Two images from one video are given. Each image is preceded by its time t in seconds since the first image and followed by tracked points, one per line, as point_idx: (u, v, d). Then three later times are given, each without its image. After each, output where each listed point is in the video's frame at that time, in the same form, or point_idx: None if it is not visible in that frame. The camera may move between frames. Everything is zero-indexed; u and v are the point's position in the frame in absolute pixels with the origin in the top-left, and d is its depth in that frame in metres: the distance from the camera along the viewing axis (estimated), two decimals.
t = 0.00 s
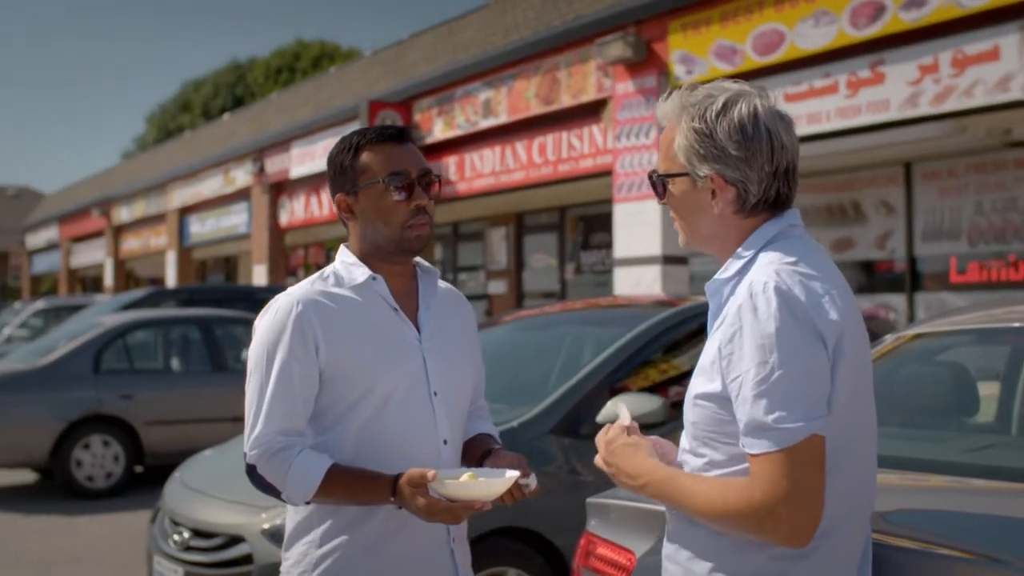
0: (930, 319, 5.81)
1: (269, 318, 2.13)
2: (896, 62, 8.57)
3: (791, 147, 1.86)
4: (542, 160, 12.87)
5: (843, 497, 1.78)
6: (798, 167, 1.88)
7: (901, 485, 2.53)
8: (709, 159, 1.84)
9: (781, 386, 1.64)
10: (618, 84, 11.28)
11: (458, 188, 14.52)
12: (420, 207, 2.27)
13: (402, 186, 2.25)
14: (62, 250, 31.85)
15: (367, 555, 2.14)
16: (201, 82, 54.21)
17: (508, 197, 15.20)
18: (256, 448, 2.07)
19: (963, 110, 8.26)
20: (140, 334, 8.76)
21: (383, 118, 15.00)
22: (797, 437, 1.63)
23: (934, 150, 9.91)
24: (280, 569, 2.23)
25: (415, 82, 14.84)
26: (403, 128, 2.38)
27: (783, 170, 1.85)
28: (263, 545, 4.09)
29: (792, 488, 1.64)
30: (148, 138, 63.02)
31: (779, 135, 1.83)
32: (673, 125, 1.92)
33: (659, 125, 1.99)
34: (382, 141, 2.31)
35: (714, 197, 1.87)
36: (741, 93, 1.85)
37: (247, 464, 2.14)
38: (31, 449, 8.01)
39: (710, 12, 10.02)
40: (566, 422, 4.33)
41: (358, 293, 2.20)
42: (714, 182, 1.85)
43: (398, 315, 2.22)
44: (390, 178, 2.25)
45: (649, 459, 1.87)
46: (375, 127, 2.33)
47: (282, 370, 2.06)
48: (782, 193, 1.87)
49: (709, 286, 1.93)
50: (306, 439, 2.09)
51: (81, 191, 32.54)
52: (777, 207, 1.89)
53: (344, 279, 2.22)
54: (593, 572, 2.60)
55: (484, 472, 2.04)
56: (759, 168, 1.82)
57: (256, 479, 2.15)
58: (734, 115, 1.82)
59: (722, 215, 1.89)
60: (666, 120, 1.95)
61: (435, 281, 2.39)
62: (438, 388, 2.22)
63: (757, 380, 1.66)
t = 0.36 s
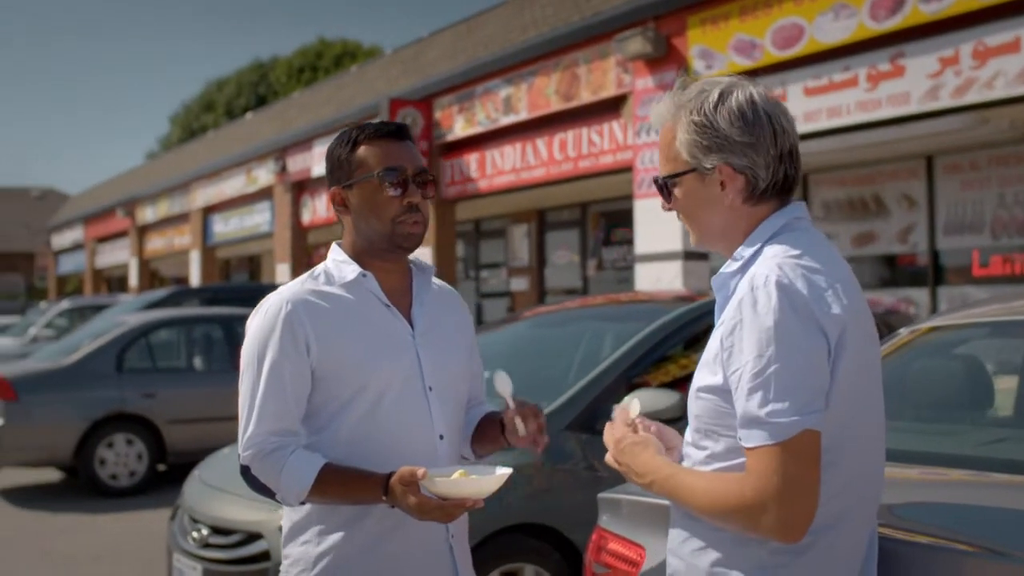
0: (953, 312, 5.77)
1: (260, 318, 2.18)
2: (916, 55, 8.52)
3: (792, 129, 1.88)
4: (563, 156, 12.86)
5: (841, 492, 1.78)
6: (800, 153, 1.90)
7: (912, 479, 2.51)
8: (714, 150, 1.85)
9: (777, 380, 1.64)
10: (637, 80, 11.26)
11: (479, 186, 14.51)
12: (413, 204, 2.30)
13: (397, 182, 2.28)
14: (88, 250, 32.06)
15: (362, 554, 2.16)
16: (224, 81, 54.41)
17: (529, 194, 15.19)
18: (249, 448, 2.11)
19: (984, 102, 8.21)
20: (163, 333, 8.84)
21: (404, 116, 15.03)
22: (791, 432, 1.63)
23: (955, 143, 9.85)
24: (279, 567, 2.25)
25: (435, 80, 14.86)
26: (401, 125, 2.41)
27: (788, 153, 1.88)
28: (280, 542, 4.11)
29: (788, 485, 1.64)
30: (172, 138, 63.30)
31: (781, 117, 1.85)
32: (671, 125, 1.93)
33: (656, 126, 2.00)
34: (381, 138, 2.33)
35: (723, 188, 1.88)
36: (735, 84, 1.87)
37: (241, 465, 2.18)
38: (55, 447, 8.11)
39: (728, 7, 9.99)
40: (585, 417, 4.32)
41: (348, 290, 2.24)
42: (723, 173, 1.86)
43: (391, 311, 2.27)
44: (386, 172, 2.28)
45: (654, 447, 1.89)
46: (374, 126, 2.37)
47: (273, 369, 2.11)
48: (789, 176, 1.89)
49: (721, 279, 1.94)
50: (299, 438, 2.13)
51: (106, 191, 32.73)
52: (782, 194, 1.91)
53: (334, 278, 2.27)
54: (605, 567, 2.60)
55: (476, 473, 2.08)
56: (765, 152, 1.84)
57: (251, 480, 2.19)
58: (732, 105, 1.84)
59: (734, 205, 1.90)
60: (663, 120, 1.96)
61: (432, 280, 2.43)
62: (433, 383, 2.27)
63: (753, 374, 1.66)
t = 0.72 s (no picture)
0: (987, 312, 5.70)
1: (249, 323, 2.40)
2: (949, 53, 8.45)
3: (796, 122, 1.90)
4: (596, 160, 12.82)
5: (833, 495, 1.77)
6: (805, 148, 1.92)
7: (929, 481, 2.48)
8: (729, 146, 1.84)
9: (771, 384, 1.67)
10: (670, 82, 11.22)
11: (513, 190, 14.48)
12: (405, 205, 2.59)
13: (389, 183, 2.57)
14: (129, 257, 32.35)
15: (354, 559, 2.33)
16: (263, 89, 54.72)
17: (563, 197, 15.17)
18: (241, 454, 2.33)
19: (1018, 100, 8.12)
20: (198, 339, 9.19)
21: (438, 121, 15.08)
22: (761, 432, 1.67)
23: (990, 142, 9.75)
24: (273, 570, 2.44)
25: (469, 84, 14.90)
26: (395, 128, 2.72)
27: (796, 145, 1.89)
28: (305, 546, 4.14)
29: (742, 481, 1.68)
30: (211, 145, 63.75)
31: (787, 110, 1.87)
32: (676, 127, 1.92)
33: (656, 135, 1.99)
34: (375, 139, 2.64)
35: (740, 184, 1.87)
36: (733, 82, 1.88)
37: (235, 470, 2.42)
38: (92, 454, 8.40)
39: (760, 8, 9.94)
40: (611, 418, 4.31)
41: (337, 294, 2.49)
42: (739, 168, 1.86)
43: (380, 315, 2.53)
44: (379, 174, 2.58)
45: (568, 485, 1.83)
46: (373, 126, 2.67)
47: (263, 370, 2.33)
48: (800, 168, 1.90)
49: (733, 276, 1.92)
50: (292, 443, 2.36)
51: (146, 199, 33.01)
52: (790, 188, 1.91)
53: (323, 281, 2.54)
54: (621, 570, 2.59)
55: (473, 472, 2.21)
56: (778, 142, 1.85)
57: (245, 484, 2.43)
58: (739, 98, 1.84)
59: (748, 203, 1.90)
60: (664, 126, 1.95)
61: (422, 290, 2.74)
62: (424, 387, 2.52)
63: (743, 371, 1.70)
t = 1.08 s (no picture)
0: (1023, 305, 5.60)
1: (237, 324, 2.51)
2: (982, 45, 8.34)
3: (797, 108, 1.93)
4: (628, 158, 12.75)
5: (829, 493, 1.83)
6: (808, 133, 1.95)
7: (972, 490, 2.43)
8: (728, 134, 1.87)
9: (758, 383, 1.73)
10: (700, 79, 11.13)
11: (546, 189, 14.44)
12: (394, 199, 2.74)
13: (379, 177, 2.72)
14: (166, 262, 32.54)
15: (348, 563, 2.49)
16: (298, 93, 54.92)
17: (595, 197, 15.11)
18: (240, 459, 2.43)
19: None
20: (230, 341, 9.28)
21: (469, 122, 15.06)
22: (742, 432, 1.72)
23: None
24: None
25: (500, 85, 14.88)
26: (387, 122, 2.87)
27: (798, 133, 1.92)
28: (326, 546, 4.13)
29: (712, 486, 1.73)
30: (247, 150, 64.08)
31: (787, 96, 1.90)
32: (674, 117, 1.96)
33: (652, 124, 2.03)
34: (366, 133, 2.78)
35: (743, 173, 1.91)
36: (731, 70, 1.91)
37: (232, 476, 2.49)
38: (124, 458, 8.47)
39: (790, 2, 9.85)
40: (636, 417, 4.28)
41: (322, 292, 2.64)
42: (741, 158, 1.89)
43: (369, 317, 2.67)
44: (368, 167, 2.71)
45: (546, 483, 1.98)
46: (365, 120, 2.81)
47: (253, 364, 2.45)
48: (801, 154, 1.94)
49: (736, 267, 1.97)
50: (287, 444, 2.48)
51: (183, 203, 33.18)
52: (795, 175, 1.95)
53: (314, 279, 2.66)
54: (639, 572, 2.54)
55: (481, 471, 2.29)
56: (779, 129, 1.88)
57: (241, 488, 2.50)
58: (739, 86, 1.87)
59: (750, 193, 1.94)
60: (663, 116, 1.99)
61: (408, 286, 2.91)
62: (410, 393, 2.66)
63: (729, 364, 1.76)
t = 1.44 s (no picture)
0: None
1: (252, 320, 2.45)
2: None
3: (817, 95, 1.89)
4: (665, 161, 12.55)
5: (876, 512, 1.73)
6: (827, 119, 1.90)
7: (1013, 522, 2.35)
8: (741, 125, 1.82)
9: (790, 400, 1.61)
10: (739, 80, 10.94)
11: (582, 193, 14.26)
12: (411, 194, 2.64)
13: (396, 172, 2.62)
14: (205, 266, 32.64)
15: (367, 566, 2.51)
16: (339, 97, 55.03)
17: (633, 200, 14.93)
18: (260, 463, 2.35)
19: None
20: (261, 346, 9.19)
21: (505, 125, 14.93)
22: (771, 456, 1.61)
23: None
24: None
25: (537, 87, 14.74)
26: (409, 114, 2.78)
27: (818, 119, 1.88)
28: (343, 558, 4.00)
29: (749, 518, 1.63)
30: (288, 154, 64.29)
31: (803, 81, 1.86)
32: (682, 109, 1.92)
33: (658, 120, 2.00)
34: (385, 123, 2.70)
35: (758, 167, 1.86)
36: (743, 53, 1.87)
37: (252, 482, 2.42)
38: (154, 463, 8.39)
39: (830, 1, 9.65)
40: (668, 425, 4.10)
41: (342, 288, 2.60)
42: (755, 149, 1.84)
43: (390, 315, 2.63)
44: (384, 161, 2.63)
45: (580, 482, 1.98)
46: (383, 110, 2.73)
47: (266, 358, 2.40)
48: (822, 145, 1.89)
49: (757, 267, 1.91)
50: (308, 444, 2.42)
51: (222, 207, 33.27)
52: (817, 167, 1.90)
53: (331, 274, 2.62)
54: None
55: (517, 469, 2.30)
56: (796, 119, 1.83)
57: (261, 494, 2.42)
58: (750, 70, 1.83)
59: (767, 188, 1.89)
60: (671, 108, 1.95)
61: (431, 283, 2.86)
62: (433, 397, 2.62)
63: (756, 375, 1.64)
